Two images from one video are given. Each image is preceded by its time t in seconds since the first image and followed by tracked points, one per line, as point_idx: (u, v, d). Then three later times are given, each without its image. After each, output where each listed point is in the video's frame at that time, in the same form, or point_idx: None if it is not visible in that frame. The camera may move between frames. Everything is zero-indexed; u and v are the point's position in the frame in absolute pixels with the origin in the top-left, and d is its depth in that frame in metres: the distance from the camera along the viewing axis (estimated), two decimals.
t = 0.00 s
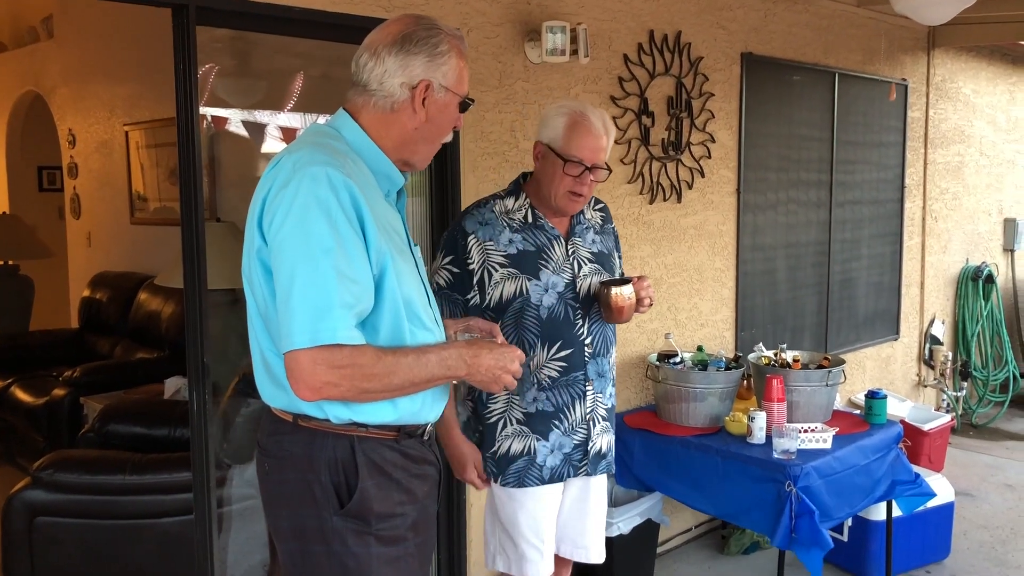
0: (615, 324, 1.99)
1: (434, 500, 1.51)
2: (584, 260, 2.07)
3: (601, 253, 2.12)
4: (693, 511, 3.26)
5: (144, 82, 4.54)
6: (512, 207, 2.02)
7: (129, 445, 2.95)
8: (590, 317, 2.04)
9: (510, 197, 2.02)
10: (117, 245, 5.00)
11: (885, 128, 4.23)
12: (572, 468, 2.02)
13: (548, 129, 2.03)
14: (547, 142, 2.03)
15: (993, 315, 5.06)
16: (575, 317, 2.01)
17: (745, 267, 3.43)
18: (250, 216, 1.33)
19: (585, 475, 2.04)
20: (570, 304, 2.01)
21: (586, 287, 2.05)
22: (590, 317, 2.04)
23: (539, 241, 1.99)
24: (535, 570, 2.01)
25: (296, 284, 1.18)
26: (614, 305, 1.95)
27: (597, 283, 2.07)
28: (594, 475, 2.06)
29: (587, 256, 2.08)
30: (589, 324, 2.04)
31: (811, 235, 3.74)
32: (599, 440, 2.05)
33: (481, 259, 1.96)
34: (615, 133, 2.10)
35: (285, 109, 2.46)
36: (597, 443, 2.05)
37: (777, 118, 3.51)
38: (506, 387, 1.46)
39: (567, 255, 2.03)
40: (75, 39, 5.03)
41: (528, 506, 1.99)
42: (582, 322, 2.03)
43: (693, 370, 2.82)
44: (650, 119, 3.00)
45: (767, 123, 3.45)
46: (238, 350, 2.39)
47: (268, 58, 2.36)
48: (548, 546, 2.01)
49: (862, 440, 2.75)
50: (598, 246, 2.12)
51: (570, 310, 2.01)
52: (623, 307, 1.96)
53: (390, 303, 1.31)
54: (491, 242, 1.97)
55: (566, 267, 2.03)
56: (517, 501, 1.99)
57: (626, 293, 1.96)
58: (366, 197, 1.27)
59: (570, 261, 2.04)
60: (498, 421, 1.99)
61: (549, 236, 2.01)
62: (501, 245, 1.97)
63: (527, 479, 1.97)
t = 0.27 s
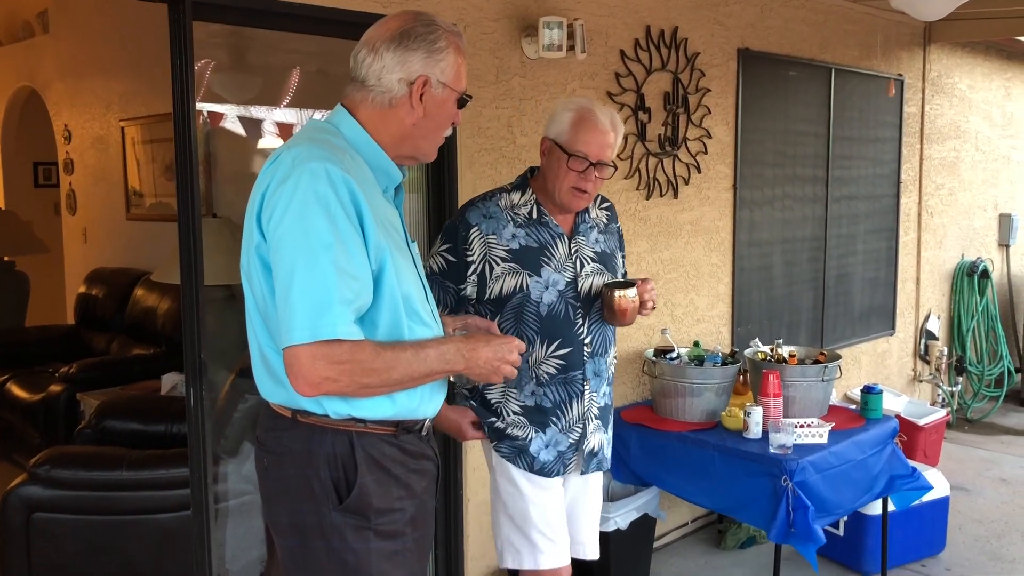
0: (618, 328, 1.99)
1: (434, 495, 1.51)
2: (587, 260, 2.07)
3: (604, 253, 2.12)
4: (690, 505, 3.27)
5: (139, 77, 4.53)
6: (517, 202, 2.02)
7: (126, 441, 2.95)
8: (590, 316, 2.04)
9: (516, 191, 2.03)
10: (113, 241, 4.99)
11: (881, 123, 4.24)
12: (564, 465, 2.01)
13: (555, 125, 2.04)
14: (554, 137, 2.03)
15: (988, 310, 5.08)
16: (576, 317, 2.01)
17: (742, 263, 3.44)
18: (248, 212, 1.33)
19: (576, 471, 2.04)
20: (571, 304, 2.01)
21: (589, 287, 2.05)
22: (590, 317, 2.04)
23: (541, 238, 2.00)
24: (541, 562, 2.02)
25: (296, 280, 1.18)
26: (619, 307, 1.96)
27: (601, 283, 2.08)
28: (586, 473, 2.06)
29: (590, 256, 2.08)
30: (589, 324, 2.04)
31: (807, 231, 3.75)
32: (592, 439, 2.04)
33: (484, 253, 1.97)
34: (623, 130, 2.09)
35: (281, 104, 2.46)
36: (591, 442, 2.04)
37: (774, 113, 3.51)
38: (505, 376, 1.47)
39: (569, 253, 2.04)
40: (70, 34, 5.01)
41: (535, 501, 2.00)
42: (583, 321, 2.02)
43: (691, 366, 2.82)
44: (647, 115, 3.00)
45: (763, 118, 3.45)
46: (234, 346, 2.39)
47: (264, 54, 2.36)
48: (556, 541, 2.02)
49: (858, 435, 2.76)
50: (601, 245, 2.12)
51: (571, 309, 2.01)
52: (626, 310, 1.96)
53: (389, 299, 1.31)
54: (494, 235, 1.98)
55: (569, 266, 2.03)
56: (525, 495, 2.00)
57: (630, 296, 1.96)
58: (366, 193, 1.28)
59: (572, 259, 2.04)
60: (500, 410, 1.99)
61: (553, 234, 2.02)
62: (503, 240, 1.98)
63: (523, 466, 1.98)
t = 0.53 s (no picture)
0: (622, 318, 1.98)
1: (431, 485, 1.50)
2: (588, 253, 2.06)
3: (606, 245, 2.11)
4: (687, 497, 3.26)
5: (133, 69, 4.51)
6: (514, 197, 2.00)
7: (121, 434, 2.94)
8: (595, 310, 2.03)
9: (513, 186, 2.01)
10: (108, 234, 4.97)
11: (877, 115, 4.24)
12: (573, 462, 2.01)
13: (550, 113, 2.03)
14: (548, 127, 2.03)
15: (984, 301, 5.08)
16: (581, 311, 2.00)
17: (738, 254, 3.43)
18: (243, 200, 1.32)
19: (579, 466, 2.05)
20: (575, 298, 2.00)
21: (591, 280, 2.04)
22: (595, 311, 2.03)
23: (541, 233, 1.98)
24: (551, 558, 2.02)
25: (286, 269, 1.17)
26: (623, 298, 1.95)
27: (603, 275, 2.07)
28: (589, 467, 2.07)
29: (591, 249, 2.07)
30: (594, 318, 2.03)
31: (804, 222, 3.75)
32: (596, 433, 2.05)
33: (483, 250, 1.94)
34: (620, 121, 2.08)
35: (277, 95, 2.44)
36: (594, 438, 2.05)
37: (770, 104, 3.50)
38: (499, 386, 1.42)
39: (570, 247, 2.02)
40: (62, 26, 4.98)
41: (548, 500, 2.00)
42: (588, 315, 2.01)
43: (687, 357, 2.82)
44: (643, 105, 3.00)
45: (760, 109, 3.45)
46: (229, 337, 2.38)
47: (259, 44, 2.35)
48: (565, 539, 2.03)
49: (854, 426, 2.76)
50: (603, 237, 2.11)
51: (576, 304, 1.99)
52: (631, 300, 1.96)
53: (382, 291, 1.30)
54: (492, 233, 1.95)
55: (570, 260, 2.01)
56: (540, 494, 1.99)
57: (636, 286, 1.95)
58: (360, 184, 1.26)
59: (573, 253, 2.03)
60: (504, 414, 1.98)
61: (553, 228, 2.00)
62: (502, 237, 1.96)
63: (535, 463, 1.97)
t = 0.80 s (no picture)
0: (628, 304, 2.00)
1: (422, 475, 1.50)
2: (589, 246, 2.06)
3: (607, 236, 2.11)
4: (683, 485, 3.27)
5: (127, 60, 4.49)
6: (512, 194, 1.99)
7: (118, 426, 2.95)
8: (598, 304, 2.04)
9: (509, 182, 2.00)
10: (104, 226, 4.96)
11: (873, 103, 4.23)
12: (585, 462, 2.04)
13: (551, 119, 1.94)
14: (547, 133, 1.95)
15: (980, 289, 5.10)
16: (584, 307, 2.00)
17: (734, 243, 3.44)
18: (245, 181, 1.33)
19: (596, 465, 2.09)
20: (578, 295, 2.00)
21: (595, 275, 2.03)
22: (598, 305, 2.04)
23: (541, 230, 1.98)
24: (552, 556, 2.03)
25: (263, 254, 1.16)
26: (627, 285, 1.95)
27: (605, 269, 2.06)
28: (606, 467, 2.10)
29: (592, 241, 2.07)
30: (598, 312, 2.04)
31: (799, 211, 3.75)
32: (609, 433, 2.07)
33: (483, 249, 1.94)
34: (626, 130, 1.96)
35: (271, 87, 2.44)
36: (609, 436, 2.07)
37: (766, 93, 3.50)
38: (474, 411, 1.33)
39: (570, 241, 2.02)
40: (56, 17, 4.96)
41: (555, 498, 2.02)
42: (592, 311, 2.02)
43: (682, 346, 2.84)
44: (639, 95, 2.99)
45: (755, 98, 3.44)
46: (224, 329, 2.38)
47: (253, 35, 2.34)
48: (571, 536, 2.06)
49: (850, 413, 2.76)
50: (604, 228, 2.11)
51: (579, 300, 2.00)
52: (635, 287, 1.96)
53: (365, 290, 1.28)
54: (490, 232, 1.95)
55: (570, 256, 2.02)
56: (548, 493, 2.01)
57: (640, 273, 1.95)
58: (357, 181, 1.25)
59: (574, 247, 2.03)
60: (512, 414, 1.98)
61: (553, 224, 1.99)
62: (500, 236, 1.96)
63: (546, 459, 1.99)
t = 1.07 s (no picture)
0: (630, 303, 2.00)
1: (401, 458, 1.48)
2: (589, 241, 2.03)
3: (608, 229, 2.07)
4: (678, 467, 3.28)
5: (118, 45, 4.47)
6: (514, 190, 1.93)
7: (112, 413, 2.94)
8: (596, 302, 2.04)
9: (511, 178, 1.93)
10: (96, 213, 4.94)
11: (867, 85, 4.23)
12: (579, 455, 2.04)
13: (564, 127, 1.81)
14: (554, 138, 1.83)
15: (974, 271, 5.10)
16: (582, 306, 2.00)
17: (728, 226, 3.43)
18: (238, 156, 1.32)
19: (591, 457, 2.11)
20: (577, 295, 1.99)
21: (593, 272, 2.04)
22: (596, 304, 2.05)
23: (542, 227, 1.94)
24: (552, 547, 2.04)
25: (248, 225, 1.14)
26: (631, 284, 1.96)
27: (604, 264, 2.06)
28: (600, 458, 2.12)
29: (593, 236, 2.04)
30: (596, 311, 2.04)
31: (793, 193, 3.75)
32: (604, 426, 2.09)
33: (483, 248, 1.89)
34: (635, 141, 1.84)
35: (264, 71, 2.41)
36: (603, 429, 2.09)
37: (759, 74, 3.49)
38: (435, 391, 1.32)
39: (571, 238, 1.99)
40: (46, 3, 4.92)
41: (549, 485, 2.03)
42: (590, 310, 2.01)
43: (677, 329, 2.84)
44: (633, 77, 2.99)
45: (749, 80, 3.44)
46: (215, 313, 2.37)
47: (243, 21, 2.36)
48: (566, 522, 2.06)
49: (845, 393, 2.77)
50: (604, 220, 2.07)
51: (578, 300, 1.99)
52: (639, 286, 1.97)
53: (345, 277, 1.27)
54: (491, 231, 1.90)
55: (571, 254, 1.99)
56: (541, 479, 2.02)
57: (644, 271, 1.96)
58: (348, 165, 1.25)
59: (575, 244, 2.00)
60: (503, 401, 2.00)
61: (555, 222, 1.95)
62: (501, 234, 1.91)
63: (539, 453, 2.00)
